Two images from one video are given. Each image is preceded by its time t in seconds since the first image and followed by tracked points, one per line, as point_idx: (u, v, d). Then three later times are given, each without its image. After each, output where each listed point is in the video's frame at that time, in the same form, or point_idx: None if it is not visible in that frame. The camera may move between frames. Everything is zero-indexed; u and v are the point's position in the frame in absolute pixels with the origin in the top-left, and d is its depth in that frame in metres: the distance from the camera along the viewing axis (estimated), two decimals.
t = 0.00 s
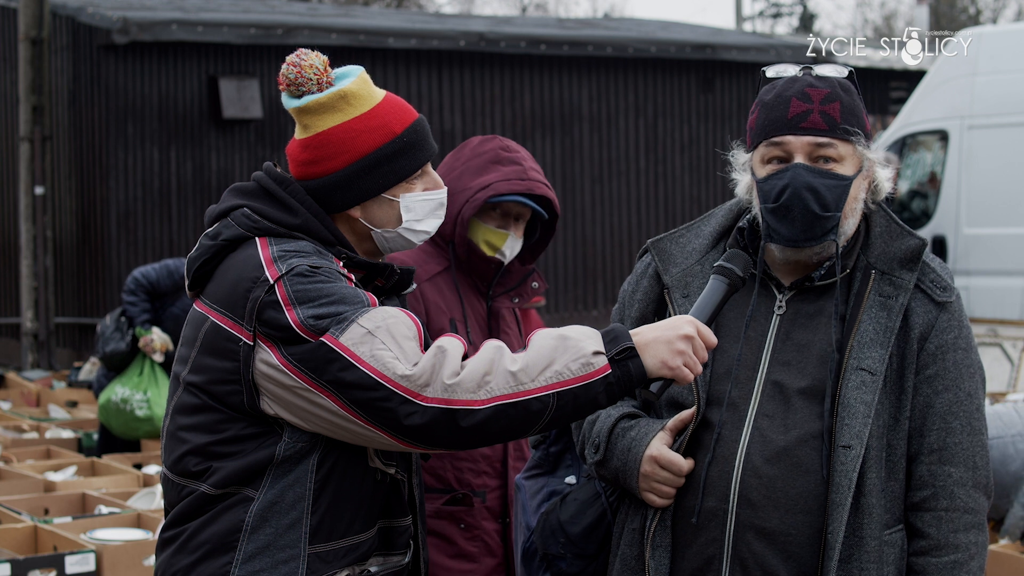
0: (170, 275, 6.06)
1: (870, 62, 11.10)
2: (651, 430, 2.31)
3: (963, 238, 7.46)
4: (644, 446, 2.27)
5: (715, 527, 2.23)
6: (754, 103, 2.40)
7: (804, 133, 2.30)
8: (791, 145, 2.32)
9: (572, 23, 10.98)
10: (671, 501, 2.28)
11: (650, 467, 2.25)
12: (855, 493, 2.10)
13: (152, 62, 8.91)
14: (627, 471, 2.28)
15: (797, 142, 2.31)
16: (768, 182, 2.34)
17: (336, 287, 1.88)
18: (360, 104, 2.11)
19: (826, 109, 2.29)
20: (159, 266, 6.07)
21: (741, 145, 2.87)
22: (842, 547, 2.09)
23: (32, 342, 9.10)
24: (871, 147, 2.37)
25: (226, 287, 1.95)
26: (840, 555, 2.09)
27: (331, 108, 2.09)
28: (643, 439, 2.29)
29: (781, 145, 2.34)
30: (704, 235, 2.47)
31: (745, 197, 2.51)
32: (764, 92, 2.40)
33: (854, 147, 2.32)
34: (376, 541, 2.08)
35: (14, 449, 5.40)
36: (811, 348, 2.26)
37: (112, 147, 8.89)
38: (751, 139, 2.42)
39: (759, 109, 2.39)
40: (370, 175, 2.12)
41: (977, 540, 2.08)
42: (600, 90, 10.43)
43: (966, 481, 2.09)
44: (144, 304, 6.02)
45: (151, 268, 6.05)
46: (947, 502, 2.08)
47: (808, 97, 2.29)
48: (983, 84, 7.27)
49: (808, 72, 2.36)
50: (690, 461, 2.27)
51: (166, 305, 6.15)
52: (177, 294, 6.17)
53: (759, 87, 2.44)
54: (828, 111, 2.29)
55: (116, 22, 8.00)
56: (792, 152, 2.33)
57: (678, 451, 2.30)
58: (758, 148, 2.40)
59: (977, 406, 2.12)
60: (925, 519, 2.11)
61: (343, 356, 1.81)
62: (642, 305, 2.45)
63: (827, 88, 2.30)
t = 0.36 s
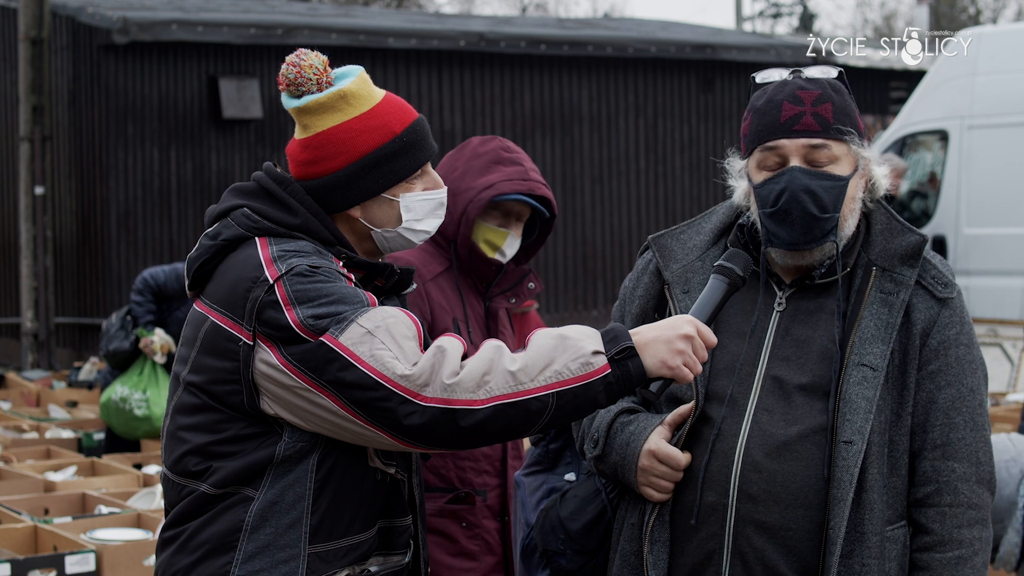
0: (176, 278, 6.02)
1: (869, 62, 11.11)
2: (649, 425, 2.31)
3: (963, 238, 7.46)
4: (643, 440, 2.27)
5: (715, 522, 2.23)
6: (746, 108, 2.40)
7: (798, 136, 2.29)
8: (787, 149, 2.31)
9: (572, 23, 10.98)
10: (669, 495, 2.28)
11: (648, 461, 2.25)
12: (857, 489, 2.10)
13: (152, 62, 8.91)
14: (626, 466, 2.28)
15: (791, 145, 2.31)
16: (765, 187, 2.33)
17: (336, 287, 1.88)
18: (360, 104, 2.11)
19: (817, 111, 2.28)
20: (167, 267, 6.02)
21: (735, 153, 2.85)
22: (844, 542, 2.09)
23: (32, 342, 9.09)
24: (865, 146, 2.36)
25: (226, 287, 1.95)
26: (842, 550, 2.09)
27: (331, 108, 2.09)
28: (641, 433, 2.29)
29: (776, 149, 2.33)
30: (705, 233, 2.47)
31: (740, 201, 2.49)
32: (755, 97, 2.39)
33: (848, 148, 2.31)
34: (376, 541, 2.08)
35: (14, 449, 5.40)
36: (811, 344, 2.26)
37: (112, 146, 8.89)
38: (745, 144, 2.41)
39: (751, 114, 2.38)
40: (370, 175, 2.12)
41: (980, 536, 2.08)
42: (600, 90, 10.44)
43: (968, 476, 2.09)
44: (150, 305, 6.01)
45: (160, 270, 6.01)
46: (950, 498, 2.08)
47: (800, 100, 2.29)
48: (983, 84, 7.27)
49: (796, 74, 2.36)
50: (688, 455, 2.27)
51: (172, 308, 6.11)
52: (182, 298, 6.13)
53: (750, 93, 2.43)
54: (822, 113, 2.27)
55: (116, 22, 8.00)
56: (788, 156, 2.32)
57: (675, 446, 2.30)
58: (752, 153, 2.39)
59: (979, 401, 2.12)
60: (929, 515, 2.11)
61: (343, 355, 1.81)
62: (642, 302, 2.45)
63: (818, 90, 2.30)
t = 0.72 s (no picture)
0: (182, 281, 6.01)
1: (869, 62, 11.11)
2: (649, 425, 2.31)
3: (963, 238, 7.46)
4: (643, 440, 2.27)
5: (714, 522, 2.23)
6: (746, 111, 2.38)
7: (796, 141, 2.28)
8: (784, 154, 2.29)
9: (572, 23, 10.98)
10: (670, 495, 2.27)
11: (648, 460, 2.25)
12: (856, 489, 2.11)
13: (152, 63, 8.92)
14: (626, 465, 2.28)
15: (789, 150, 2.29)
16: (763, 191, 2.32)
17: (335, 287, 1.88)
18: (359, 104, 2.11)
19: (816, 115, 2.26)
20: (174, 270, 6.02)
21: (738, 154, 2.84)
22: (842, 544, 2.09)
23: (32, 342, 9.09)
24: (865, 149, 2.34)
25: (225, 287, 1.95)
26: (840, 551, 2.09)
27: (330, 108, 2.09)
28: (641, 433, 2.29)
29: (774, 154, 2.32)
30: (705, 232, 2.47)
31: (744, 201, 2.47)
32: (755, 99, 2.37)
33: (847, 151, 2.30)
34: (376, 541, 2.08)
35: (14, 449, 5.40)
36: (811, 344, 2.26)
37: (112, 147, 8.88)
38: (745, 146, 2.40)
39: (750, 117, 2.36)
40: (368, 175, 2.12)
41: (979, 537, 2.08)
42: (600, 90, 10.44)
43: (968, 477, 2.09)
44: (156, 306, 6.03)
45: (170, 273, 6.01)
46: (950, 499, 2.08)
47: (799, 104, 2.27)
48: (983, 84, 7.27)
49: (798, 76, 2.34)
50: (688, 455, 2.27)
51: (178, 312, 6.11)
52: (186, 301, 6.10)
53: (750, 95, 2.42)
54: (820, 117, 2.26)
55: (116, 22, 8.00)
56: (785, 161, 2.30)
57: (675, 446, 2.30)
58: (751, 157, 2.38)
59: (980, 403, 2.12)
60: (929, 516, 2.11)
61: (342, 355, 1.81)
62: (643, 302, 2.44)
63: (817, 93, 2.28)
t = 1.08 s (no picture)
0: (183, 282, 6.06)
1: (869, 62, 11.11)
2: (648, 425, 2.31)
3: (963, 238, 7.46)
4: (641, 441, 2.27)
5: (711, 522, 2.23)
6: (768, 104, 2.35)
7: (803, 151, 2.26)
8: (789, 162, 2.28)
9: (572, 23, 10.98)
10: (668, 496, 2.27)
11: (647, 461, 2.25)
12: (853, 491, 2.11)
13: (152, 62, 8.92)
14: (624, 466, 2.28)
15: (795, 159, 2.28)
16: (764, 192, 2.32)
17: (334, 287, 1.88)
18: (357, 104, 2.11)
19: (830, 130, 2.24)
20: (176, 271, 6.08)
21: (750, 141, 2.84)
22: (839, 545, 2.10)
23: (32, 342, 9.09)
24: (876, 171, 2.32)
25: (224, 287, 1.95)
26: (837, 552, 2.10)
27: (328, 108, 2.09)
28: (640, 433, 2.29)
29: (780, 158, 2.31)
30: (705, 232, 2.46)
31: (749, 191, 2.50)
32: (780, 95, 2.34)
33: (854, 170, 2.28)
34: (374, 541, 2.08)
35: (14, 449, 5.40)
36: (808, 345, 2.25)
37: (112, 146, 8.88)
38: (759, 140, 2.38)
39: (770, 113, 2.33)
40: (367, 174, 2.12)
41: (977, 538, 2.08)
42: (600, 90, 10.45)
43: (966, 478, 2.09)
44: (159, 308, 6.07)
45: (172, 274, 6.06)
46: (948, 500, 2.09)
47: (817, 115, 2.24)
48: (983, 84, 7.26)
49: (827, 82, 2.30)
50: (686, 456, 2.27)
51: (179, 314, 6.14)
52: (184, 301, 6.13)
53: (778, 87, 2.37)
54: (833, 132, 2.24)
55: (116, 22, 8.00)
56: (789, 169, 2.30)
57: (674, 446, 2.29)
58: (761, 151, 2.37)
59: (977, 404, 2.12)
60: (926, 517, 2.11)
61: (341, 355, 1.81)
62: (641, 301, 2.44)
63: (838, 107, 2.25)
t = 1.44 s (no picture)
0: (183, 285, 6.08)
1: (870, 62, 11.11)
2: (645, 424, 2.31)
3: (963, 238, 7.47)
4: (638, 440, 2.27)
5: (708, 523, 2.23)
6: (773, 99, 2.34)
7: (806, 147, 2.26)
8: (791, 157, 2.28)
9: (572, 23, 10.98)
10: (665, 495, 2.27)
11: (644, 460, 2.24)
12: (849, 492, 2.11)
13: (152, 62, 8.93)
14: (621, 465, 2.28)
15: (796, 154, 2.28)
16: (765, 185, 2.32)
17: (334, 287, 1.88)
18: (357, 104, 2.11)
19: (834, 126, 2.24)
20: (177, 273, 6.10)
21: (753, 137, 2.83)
22: (835, 546, 2.10)
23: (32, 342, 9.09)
24: (878, 171, 2.32)
25: (224, 287, 1.95)
26: (834, 553, 2.10)
27: (328, 108, 2.09)
28: (637, 433, 2.29)
29: (782, 154, 2.31)
30: (704, 231, 2.46)
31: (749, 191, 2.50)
32: (785, 90, 2.33)
33: (855, 168, 2.28)
34: (374, 540, 2.08)
35: (14, 448, 5.40)
36: (806, 346, 2.25)
37: (112, 147, 8.88)
38: (762, 134, 2.37)
39: (774, 108, 2.33)
40: (367, 175, 2.12)
41: (972, 540, 2.09)
42: (600, 90, 10.45)
43: (962, 480, 2.09)
44: (160, 308, 6.09)
45: (174, 275, 6.08)
46: (944, 501, 2.09)
47: (821, 111, 2.24)
48: (983, 84, 7.26)
49: (833, 78, 2.29)
50: (683, 456, 2.26)
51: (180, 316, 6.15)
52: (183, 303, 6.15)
53: (784, 82, 2.36)
54: (838, 129, 2.24)
55: (116, 22, 8.00)
56: (791, 164, 2.30)
57: (671, 446, 2.29)
58: (764, 146, 2.37)
59: (974, 406, 2.12)
60: (923, 519, 2.11)
61: (341, 355, 1.81)
62: (640, 300, 2.44)
63: (843, 104, 2.25)
